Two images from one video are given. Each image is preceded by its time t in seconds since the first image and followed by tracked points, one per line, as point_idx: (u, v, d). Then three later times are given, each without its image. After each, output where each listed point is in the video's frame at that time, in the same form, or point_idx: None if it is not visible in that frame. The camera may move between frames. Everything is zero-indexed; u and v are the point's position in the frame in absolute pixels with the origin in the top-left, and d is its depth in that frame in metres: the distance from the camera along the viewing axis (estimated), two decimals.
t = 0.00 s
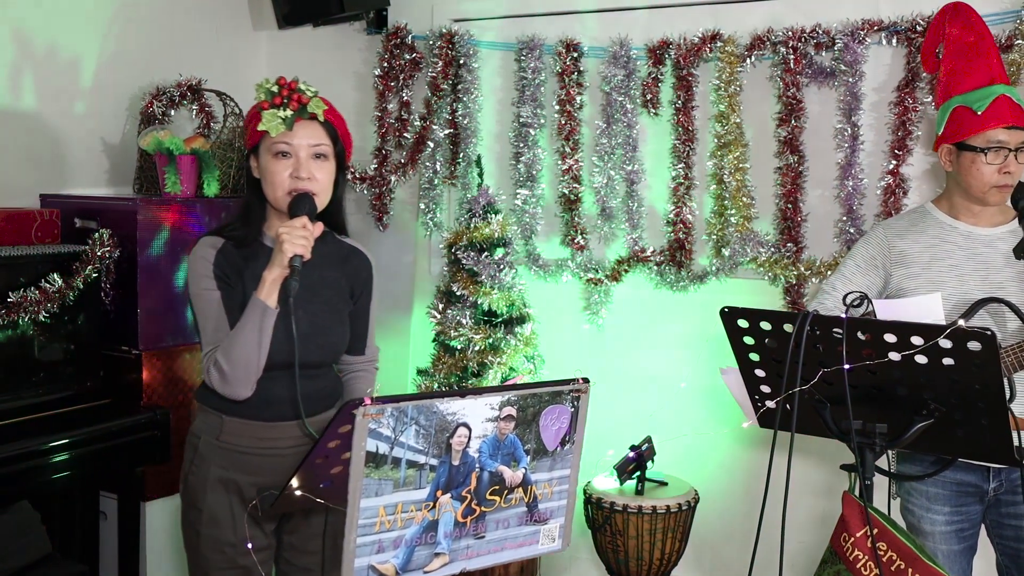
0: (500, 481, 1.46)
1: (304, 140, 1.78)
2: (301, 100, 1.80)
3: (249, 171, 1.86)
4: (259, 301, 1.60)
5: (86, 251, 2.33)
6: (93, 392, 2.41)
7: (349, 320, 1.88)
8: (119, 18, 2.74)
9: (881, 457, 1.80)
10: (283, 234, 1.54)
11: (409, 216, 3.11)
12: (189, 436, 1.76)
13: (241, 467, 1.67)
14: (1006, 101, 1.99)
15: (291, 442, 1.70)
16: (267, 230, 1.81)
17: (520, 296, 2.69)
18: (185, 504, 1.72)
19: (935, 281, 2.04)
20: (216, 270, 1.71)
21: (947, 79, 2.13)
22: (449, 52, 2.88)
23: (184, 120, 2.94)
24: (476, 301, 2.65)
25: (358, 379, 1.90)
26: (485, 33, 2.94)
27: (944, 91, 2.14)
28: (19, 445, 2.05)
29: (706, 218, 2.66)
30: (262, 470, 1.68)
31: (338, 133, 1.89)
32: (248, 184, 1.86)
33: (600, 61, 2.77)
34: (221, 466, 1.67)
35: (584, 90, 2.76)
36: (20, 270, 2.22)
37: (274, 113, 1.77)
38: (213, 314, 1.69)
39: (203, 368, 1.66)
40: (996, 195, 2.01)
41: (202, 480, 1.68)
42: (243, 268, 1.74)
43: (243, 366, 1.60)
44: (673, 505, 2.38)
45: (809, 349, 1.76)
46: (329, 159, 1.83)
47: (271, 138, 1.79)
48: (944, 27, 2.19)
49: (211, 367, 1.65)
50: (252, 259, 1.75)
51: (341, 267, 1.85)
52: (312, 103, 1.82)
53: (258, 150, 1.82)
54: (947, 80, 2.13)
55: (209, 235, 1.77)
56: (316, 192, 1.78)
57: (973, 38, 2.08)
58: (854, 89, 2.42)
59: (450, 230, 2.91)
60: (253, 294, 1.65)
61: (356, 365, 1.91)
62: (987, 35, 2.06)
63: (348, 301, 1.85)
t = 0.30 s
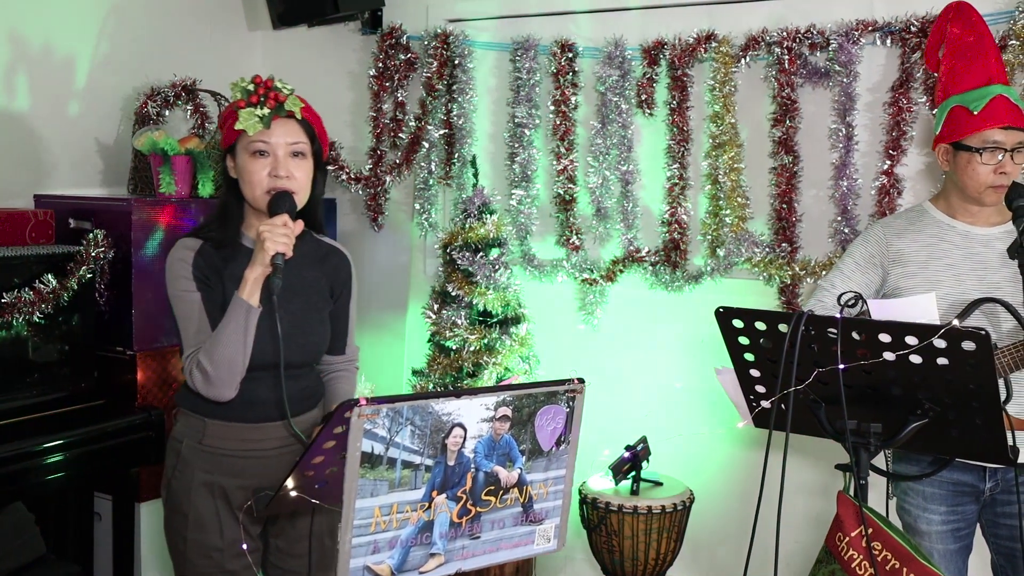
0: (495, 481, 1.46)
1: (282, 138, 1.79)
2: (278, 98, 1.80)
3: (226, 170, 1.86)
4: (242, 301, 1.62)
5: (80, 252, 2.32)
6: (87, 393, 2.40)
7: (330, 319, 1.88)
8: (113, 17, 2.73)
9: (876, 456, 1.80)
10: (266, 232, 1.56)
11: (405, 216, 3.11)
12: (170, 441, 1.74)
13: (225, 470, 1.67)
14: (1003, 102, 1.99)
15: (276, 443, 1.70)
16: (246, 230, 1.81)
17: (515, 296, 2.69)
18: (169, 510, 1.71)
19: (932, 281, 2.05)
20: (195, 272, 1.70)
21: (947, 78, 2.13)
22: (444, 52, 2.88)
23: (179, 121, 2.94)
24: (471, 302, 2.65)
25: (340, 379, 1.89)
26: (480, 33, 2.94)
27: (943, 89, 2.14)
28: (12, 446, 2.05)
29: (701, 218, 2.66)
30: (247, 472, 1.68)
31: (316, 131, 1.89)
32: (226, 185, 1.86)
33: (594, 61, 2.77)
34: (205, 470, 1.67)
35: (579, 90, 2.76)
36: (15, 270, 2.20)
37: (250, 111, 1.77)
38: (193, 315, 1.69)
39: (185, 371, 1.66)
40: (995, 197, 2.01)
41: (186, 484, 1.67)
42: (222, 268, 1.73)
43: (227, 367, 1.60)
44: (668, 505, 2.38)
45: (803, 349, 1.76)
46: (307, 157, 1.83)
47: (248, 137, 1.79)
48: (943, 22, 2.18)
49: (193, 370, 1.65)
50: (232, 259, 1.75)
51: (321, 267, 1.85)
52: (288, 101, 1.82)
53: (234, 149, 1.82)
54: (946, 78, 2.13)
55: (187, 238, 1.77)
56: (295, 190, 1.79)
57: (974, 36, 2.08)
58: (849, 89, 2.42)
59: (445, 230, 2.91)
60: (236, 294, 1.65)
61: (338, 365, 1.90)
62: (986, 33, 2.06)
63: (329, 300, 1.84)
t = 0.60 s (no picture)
0: (491, 481, 1.46)
1: (266, 137, 1.79)
2: (261, 96, 1.80)
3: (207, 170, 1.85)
4: (231, 301, 1.61)
5: (75, 252, 2.31)
6: (82, 394, 2.43)
7: (315, 319, 1.89)
8: (107, 17, 2.73)
9: (871, 457, 1.79)
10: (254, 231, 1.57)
11: (400, 216, 3.11)
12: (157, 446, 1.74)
13: (215, 472, 1.67)
14: (981, 104, 2.00)
15: (265, 442, 1.71)
16: (228, 231, 1.81)
17: (510, 296, 2.69)
18: (160, 515, 1.70)
19: (929, 282, 2.05)
20: (180, 274, 1.70)
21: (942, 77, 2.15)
22: (440, 52, 2.88)
23: (174, 121, 2.94)
24: (467, 303, 2.65)
25: (324, 379, 1.90)
26: (476, 33, 2.94)
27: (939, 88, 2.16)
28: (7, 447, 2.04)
29: (697, 219, 2.66)
30: (236, 473, 1.68)
31: (297, 130, 1.90)
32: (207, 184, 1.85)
33: (590, 61, 2.77)
34: (195, 473, 1.66)
35: (574, 91, 2.76)
36: (10, 270, 2.19)
37: (234, 110, 1.76)
38: (180, 318, 1.67)
39: (173, 373, 1.65)
40: (986, 199, 2.01)
41: (176, 488, 1.67)
42: (207, 270, 1.73)
43: (219, 368, 1.60)
44: (664, 505, 2.38)
45: (800, 349, 1.76)
46: (289, 156, 1.84)
47: (231, 137, 1.78)
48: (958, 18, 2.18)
49: (182, 371, 1.64)
50: (216, 258, 1.75)
51: (304, 267, 1.85)
52: (271, 100, 1.82)
53: (216, 149, 1.82)
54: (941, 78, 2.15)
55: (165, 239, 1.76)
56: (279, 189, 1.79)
57: (967, 36, 2.08)
58: (844, 91, 2.42)
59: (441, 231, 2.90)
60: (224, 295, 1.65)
61: (322, 365, 1.91)
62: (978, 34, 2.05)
63: (312, 300, 1.85)
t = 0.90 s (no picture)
0: (489, 481, 1.45)
1: (258, 137, 1.79)
2: (253, 96, 1.80)
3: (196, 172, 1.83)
4: (229, 301, 1.62)
5: (71, 252, 2.32)
6: (79, 394, 2.42)
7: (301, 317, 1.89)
8: (103, 16, 2.72)
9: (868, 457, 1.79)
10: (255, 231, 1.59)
11: (397, 216, 3.11)
12: (149, 451, 1.72)
13: (211, 474, 1.67)
14: (966, 103, 2.01)
15: (260, 442, 1.71)
16: (219, 232, 1.80)
17: (507, 296, 2.69)
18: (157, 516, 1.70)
19: (927, 283, 2.06)
20: (172, 276, 1.69)
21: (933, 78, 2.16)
22: (437, 52, 2.88)
23: (170, 120, 2.94)
24: (464, 302, 2.65)
25: (311, 378, 1.90)
26: (473, 33, 2.94)
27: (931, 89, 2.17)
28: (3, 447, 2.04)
29: (694, 219, 2.66)
30: (233, 474, 1.68)
31: (287, 130, 1.90)
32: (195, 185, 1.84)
33: (587, 61, 2.77)
34: (190, 475, 1.66)
35: (572, 90, 2.76)
36: (6, 270, 2.19)
37: (227, 111, 1.76)
38: (175, 320, 1.66)
39: (172, 374, 1.63)
40: (979, 198, 2.00)
41: (171, 492, 1.66)
42: (200, 274, 1.72)
43: (219, 369, 1.60)
44: (661, 505, 2.38)
45: (797, 349, 1.76)
46: (280, 156, 1.84)
47: (223, 138, 1.78)
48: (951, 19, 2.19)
49: (181, 374, 1.62)
50: (204, 262, 1.73)
51: (290, 264, 1.86)
52: (263, 100, 1.83)
53: (206, 150, 1.80)
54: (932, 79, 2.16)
55: (157, 239, 1.75)
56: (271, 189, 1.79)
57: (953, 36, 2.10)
58: (842, 91, 2.43)
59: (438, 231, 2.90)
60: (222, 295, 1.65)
61: (307, 364, 1.91)
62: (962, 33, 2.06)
63: (299, 298, 1.86)
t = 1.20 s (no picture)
0: (487, 481, 1.45)
1: (252, 137, 1.79)
2: (248, 96, 1.80)
3: (189, 172, 1.83)
4: (228, 301, 1.62)
5: (68, 252, 2.33)
6: (78, 394, 2.40)
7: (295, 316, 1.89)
8: (100, 16, 2.72)
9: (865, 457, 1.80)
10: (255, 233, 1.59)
11: (395, 216, 3.11)
12: (146, 453, 1.72)
13: (212, 474, 1.67)
14: (960, 102, 2.02)
15: (258, 441, 1.72)
16: (213, 232, 1.80)
17: (505, 296, 2.69)
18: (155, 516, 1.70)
19: (924, 283, 2.06)
20: (168, 278, 1.69)
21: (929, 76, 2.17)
22: (434, 52, 2.88)
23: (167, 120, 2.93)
24: (461, 302, 2.65)
25: (304, 378, 1.90)
26: (470, 32, 2.94)
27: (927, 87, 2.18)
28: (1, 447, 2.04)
29: (691, 219, 2.66)
30: (233, 475, 1.68)
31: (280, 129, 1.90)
32: (188, 185, 1.83)
33: (585, 61, 2.78)
34: (189, 477, 1.66)
35: (569, 90, 2.76)
36: (3, 270, 2.18)
37: (222, 110, 1.76)
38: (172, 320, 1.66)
39: (171, 376, 1.62)
40: (975, 196, 2.00)
41: (171, 493, 1.66)
42: (195, 274, 1.73)
43: (221, 370, 1.60)
44: (658, 504, 2.38)
45: (794, 349, 1.76)
46: (273, 155, 1.84)
47: (218, 138, 1.77)
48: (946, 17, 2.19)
49: (181, 377, 1.61)
50: (200, 261, 1.74)
51: (283, 263, 1.86)
52: (257, 100, 1.83)
53: (200, 150, 1.80)
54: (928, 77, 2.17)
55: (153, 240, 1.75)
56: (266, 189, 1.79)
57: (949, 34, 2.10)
58: (839, 91, 2.43)
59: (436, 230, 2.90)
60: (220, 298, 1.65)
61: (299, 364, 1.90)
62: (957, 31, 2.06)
63: (292, 296, 1.86)
